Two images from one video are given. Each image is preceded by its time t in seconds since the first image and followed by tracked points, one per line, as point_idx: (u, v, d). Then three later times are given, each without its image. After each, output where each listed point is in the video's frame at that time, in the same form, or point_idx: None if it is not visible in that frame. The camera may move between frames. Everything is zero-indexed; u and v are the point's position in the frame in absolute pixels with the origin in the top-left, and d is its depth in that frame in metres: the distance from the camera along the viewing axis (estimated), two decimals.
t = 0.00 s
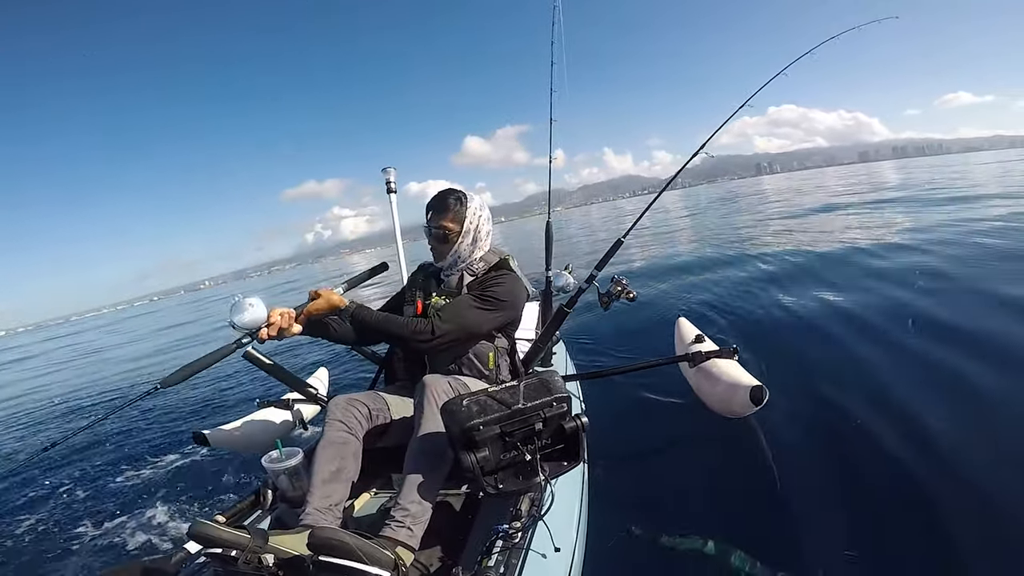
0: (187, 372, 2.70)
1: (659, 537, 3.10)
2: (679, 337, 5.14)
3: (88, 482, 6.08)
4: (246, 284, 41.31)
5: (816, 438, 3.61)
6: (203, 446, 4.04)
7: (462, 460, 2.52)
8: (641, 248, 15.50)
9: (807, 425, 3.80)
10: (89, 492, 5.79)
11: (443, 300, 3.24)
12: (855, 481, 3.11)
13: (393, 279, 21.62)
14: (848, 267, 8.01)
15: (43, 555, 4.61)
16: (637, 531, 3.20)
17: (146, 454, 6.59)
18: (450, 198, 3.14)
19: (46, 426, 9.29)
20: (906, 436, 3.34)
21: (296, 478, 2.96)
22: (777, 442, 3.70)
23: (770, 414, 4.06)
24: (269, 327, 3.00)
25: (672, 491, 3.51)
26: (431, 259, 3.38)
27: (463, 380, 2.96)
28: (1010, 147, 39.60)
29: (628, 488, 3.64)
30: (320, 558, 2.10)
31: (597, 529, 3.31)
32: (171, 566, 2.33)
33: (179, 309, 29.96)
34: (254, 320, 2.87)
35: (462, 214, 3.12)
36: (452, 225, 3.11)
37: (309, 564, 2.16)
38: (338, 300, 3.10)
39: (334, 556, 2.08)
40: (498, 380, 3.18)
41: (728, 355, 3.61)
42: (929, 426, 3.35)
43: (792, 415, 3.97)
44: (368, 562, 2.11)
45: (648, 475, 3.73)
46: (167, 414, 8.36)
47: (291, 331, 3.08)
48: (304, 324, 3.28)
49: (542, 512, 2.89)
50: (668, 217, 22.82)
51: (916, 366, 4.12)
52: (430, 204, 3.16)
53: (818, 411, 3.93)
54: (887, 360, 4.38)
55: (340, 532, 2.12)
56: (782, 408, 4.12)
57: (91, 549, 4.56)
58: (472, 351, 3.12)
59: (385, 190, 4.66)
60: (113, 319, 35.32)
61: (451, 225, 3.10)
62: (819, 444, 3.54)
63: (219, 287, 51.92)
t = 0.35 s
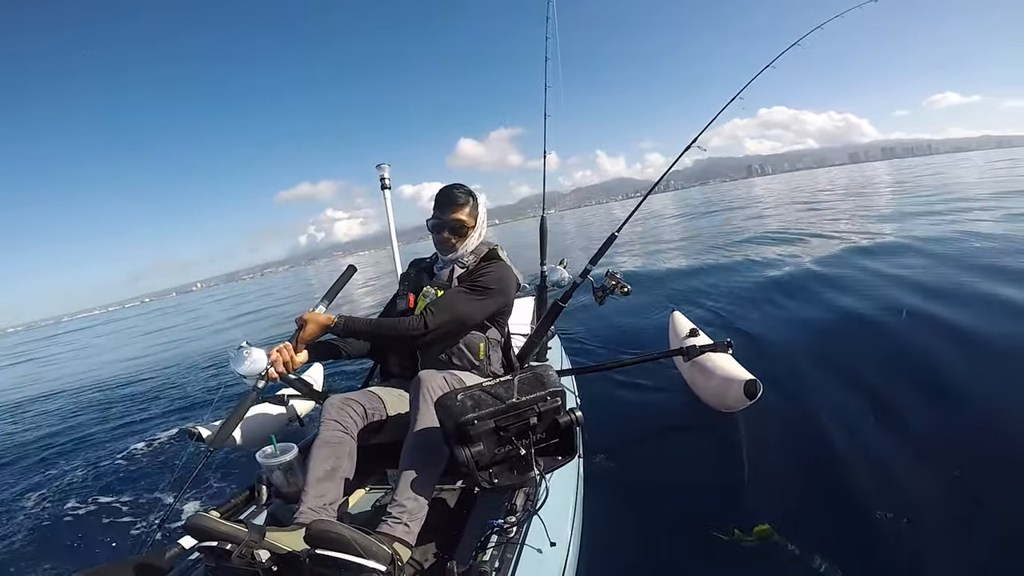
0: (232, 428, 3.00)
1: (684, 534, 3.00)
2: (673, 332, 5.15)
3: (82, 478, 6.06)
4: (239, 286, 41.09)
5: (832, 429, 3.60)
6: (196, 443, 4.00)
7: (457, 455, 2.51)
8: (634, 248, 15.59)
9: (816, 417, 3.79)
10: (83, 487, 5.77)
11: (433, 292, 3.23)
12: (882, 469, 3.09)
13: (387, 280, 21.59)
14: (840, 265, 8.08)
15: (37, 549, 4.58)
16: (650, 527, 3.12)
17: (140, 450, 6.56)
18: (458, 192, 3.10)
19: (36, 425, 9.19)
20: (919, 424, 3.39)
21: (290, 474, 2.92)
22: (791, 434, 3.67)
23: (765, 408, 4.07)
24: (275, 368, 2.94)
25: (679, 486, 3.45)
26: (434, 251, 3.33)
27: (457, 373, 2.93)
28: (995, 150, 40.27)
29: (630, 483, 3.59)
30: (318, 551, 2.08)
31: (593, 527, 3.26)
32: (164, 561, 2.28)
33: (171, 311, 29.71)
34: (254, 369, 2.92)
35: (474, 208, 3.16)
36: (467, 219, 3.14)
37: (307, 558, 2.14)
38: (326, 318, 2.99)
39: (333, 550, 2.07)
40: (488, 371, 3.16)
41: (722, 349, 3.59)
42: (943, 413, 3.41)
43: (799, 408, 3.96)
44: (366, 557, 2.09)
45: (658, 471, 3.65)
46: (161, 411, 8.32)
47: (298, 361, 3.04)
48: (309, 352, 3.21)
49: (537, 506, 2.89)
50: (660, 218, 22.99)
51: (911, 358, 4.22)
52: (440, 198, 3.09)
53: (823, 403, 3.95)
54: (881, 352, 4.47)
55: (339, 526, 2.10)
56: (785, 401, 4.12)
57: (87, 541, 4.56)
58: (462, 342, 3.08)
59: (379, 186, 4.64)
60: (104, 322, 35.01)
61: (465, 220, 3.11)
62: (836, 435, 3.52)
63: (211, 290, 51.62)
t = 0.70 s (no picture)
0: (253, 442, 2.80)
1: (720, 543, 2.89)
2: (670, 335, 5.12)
3: (75, 476, 5.99)
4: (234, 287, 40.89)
5: (857, 429, 3.56)
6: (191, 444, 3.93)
7: (453, 457, 2.46)
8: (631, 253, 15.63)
9: (836, 418, 3.75)
10: (76, 485, 5.70)
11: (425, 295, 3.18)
12: (918, 465, 3.05)
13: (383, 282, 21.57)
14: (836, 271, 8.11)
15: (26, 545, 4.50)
16: (677, 536, 3.03)
17: (134, 449, 6.49)
18: (455, 195, 3.02)
19: (28, 423, 9.09)
20: (942, 420, 3.39)
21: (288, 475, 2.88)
22: (815, 436, 3.61)
23: (763, 412, 4.05)
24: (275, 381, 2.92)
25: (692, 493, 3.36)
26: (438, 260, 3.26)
27: (450, 376, 2.87)
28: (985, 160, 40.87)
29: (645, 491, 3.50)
30: (314, 553, 2.02)
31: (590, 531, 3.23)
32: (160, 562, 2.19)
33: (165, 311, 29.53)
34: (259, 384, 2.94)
35: (473, 208, 3.12)
36: (468, 222, 3.10)
37: (303, 561, 2.09)
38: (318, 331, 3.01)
39: (331, 552, 2.01)
40: (479, 376, 3.11)
41: (719, 351, 3.57)
42: (965, 410, 3.43)
43: (815, 410, 3.93)
44: (364, 559, 2.04)
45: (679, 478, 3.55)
46: (154, 410, 8.25)
47: (299, 377, 2.97)
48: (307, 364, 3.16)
49: (535, 509, 2.83)
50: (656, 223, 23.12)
51: (915, 362, 4.26)
52: (441, 207, 3.01)
53: (838, 404, 3.93)
54: (887, 356, 4.50)
55: (336, 527, 2.04)
56: (799, 403, 4.09)
57: (79, 538, 4.51)
58: (452, 346, 3.04)
59: (376, 189, 4.60)
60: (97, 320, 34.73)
61: (464, 223, 3.06)
62: (863, 434, 3.48)
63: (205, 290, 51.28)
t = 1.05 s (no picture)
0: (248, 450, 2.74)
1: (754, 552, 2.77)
2: (668, 340, 5.08)
3: (67, 475, 5.91)
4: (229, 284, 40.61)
5: (879, 429, 3.50)
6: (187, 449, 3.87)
7: (453, 462, 2.41)
8: (628, 257, 15.66)
9: (855, 419, 3.70)
10: (67, 486, 5.62)
11: (424, 300, 3.13)
12: (951, 462, 2.99)
13: (380, 281, 21.52)
14: (835, 278, 8.11)
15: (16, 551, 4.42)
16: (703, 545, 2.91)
17: (127, 448, 6.41)
18: (453, 201, 2.96)
19: (18, 420, 8.95)
20: (964, 417, 3.37)
21: (286, 481, 2.82)
22: (837, 437, 3.53)
23: (763, 420, 4.02)
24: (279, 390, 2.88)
25: (687, 492, 3.39)
26: (437, 266, 3.20)
27: (452, 382, 2.82)
28: (980, 170, 41.18)
29: (660, 497, 3.40)
30: (315, 557, 1.97)
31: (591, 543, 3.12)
32: (156, 566, 2.16)
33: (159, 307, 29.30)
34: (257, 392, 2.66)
35: (471, 215, 3.06)
36: (467, 228, 3.04)
37: (303, 565, 2.03)
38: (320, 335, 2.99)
39: (332, 556, 1.96)
40: (480, 381, 3.07)
41: (717, 357, 3.50)
42: (984, 408, 3.43)
43: (831, 411, 3.87)
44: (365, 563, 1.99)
45: (696, 484, 3.44)
46: (147, 407, 8.16)
47: (298, 383, 2.97)
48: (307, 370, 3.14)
49: (534, 513, 2.79)
50: (653, 227, 23.19)
51: (914, 370, 4.21)
52: (438, 211, 2.96)
53: (853, 406, 3.88)
54: (896, 358, 4.50)
55: (338, 531, 1.99)
56: (813, 405, 4.02)
57: (72, 541, 4.44)
58: (453, 352, 3.00)
59: (375, 194, 4.54)
60: (90, 315, 34.48)
61: (463, 228, 3.01)
62: (886, 434, 3.42)
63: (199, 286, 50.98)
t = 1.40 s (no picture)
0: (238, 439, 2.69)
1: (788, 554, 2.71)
2: (666, 342, 5.06)
3: (59, 475, 5.84)
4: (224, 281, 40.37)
5: (887, 420, 3.54)
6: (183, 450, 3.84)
7: (451, 463, 2.39)
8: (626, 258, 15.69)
9: (862, 413, 3.74)
10: (59, 485, 5.57)
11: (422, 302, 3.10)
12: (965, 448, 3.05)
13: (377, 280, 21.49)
14: (831, 280, 8.14)
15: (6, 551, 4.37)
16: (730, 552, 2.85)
17: (119, 448, 6.35)
18: (448, 202, 2.93)
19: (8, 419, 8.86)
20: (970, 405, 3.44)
21: (284, 482, 2.80)
22: (848, 433, 3.56)
23: (760, 423, 4.02)
24: (274, 386, 2.81)
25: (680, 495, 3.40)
26: (432, 267, 3.19)
27: (451, 384, 2.80)
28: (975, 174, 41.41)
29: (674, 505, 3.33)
30: (313, 558, 1.94)
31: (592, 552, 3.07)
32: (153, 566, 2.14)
33: (155, 304, 29.14)
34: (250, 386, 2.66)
35: (465, 217, 3.01)
36: (461, 230, 3.00)
37: (301, 565, 2.01)
38: (318, 335, 2.95)
39: (331, 556, 1.94)
40: (478, 383, 3.05)
41: (715, 358, 3.48)
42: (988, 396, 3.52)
43: (837, 408, 3.91)
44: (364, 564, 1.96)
45: (708, 489, 3.40)
46: (141, 405, 8.10)
47: (293, 382, 2.89)
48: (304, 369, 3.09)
49: (532, 515, 2.78)
50: (650, 228, 23.27)
51: (910, 367, 4.18)
52: (431, 212, 2.94)
53: (858, 400, 3.93)
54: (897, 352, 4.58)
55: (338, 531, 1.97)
56: (818, 403, 4.05)
57: (63, 542, 4.39)
58: (451, 354, 2.99)
59: (372, 195, 4.51)
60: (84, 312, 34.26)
61: (458, 229, 2.97)
62: (897, 425, 3.45)
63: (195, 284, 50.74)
